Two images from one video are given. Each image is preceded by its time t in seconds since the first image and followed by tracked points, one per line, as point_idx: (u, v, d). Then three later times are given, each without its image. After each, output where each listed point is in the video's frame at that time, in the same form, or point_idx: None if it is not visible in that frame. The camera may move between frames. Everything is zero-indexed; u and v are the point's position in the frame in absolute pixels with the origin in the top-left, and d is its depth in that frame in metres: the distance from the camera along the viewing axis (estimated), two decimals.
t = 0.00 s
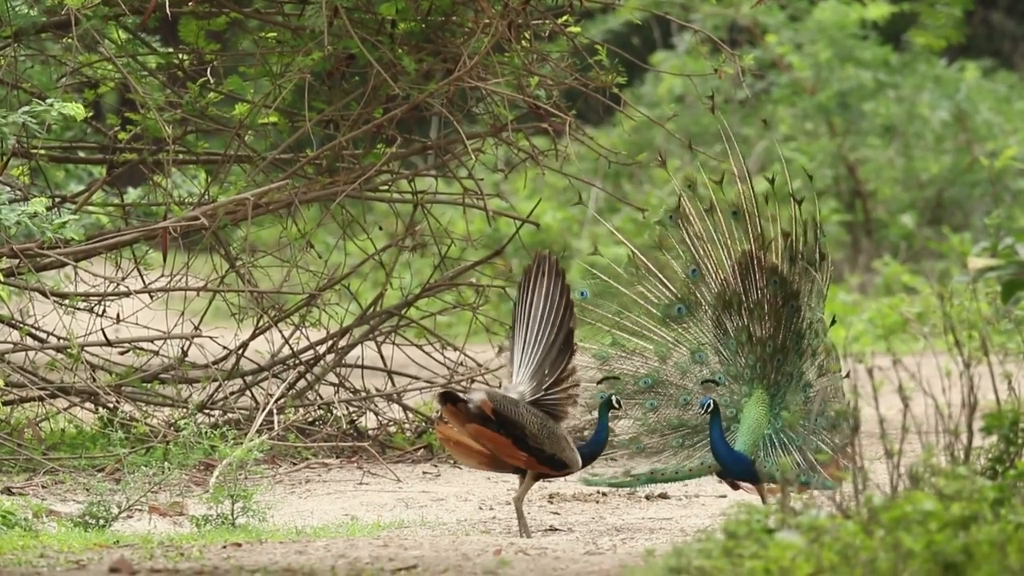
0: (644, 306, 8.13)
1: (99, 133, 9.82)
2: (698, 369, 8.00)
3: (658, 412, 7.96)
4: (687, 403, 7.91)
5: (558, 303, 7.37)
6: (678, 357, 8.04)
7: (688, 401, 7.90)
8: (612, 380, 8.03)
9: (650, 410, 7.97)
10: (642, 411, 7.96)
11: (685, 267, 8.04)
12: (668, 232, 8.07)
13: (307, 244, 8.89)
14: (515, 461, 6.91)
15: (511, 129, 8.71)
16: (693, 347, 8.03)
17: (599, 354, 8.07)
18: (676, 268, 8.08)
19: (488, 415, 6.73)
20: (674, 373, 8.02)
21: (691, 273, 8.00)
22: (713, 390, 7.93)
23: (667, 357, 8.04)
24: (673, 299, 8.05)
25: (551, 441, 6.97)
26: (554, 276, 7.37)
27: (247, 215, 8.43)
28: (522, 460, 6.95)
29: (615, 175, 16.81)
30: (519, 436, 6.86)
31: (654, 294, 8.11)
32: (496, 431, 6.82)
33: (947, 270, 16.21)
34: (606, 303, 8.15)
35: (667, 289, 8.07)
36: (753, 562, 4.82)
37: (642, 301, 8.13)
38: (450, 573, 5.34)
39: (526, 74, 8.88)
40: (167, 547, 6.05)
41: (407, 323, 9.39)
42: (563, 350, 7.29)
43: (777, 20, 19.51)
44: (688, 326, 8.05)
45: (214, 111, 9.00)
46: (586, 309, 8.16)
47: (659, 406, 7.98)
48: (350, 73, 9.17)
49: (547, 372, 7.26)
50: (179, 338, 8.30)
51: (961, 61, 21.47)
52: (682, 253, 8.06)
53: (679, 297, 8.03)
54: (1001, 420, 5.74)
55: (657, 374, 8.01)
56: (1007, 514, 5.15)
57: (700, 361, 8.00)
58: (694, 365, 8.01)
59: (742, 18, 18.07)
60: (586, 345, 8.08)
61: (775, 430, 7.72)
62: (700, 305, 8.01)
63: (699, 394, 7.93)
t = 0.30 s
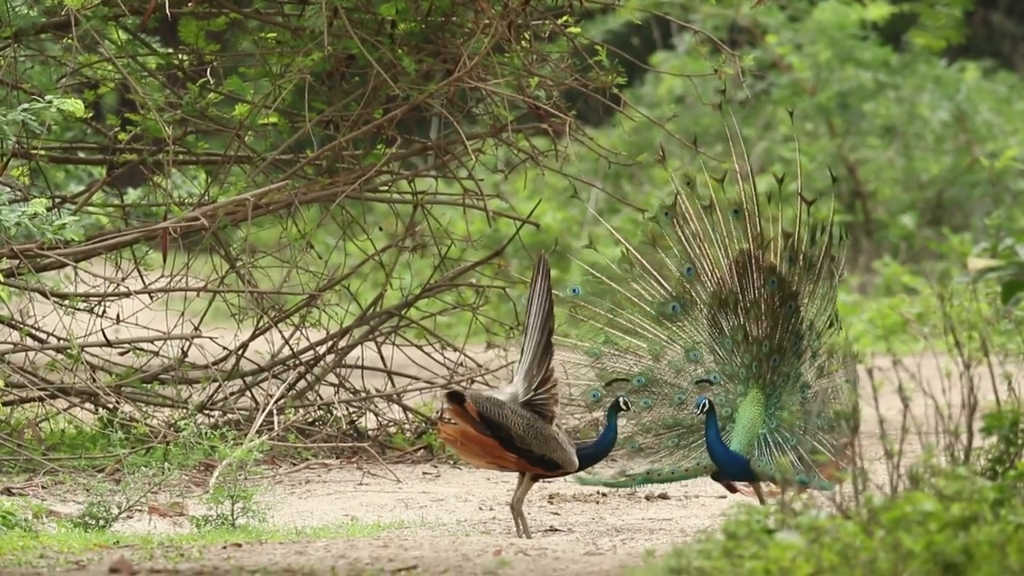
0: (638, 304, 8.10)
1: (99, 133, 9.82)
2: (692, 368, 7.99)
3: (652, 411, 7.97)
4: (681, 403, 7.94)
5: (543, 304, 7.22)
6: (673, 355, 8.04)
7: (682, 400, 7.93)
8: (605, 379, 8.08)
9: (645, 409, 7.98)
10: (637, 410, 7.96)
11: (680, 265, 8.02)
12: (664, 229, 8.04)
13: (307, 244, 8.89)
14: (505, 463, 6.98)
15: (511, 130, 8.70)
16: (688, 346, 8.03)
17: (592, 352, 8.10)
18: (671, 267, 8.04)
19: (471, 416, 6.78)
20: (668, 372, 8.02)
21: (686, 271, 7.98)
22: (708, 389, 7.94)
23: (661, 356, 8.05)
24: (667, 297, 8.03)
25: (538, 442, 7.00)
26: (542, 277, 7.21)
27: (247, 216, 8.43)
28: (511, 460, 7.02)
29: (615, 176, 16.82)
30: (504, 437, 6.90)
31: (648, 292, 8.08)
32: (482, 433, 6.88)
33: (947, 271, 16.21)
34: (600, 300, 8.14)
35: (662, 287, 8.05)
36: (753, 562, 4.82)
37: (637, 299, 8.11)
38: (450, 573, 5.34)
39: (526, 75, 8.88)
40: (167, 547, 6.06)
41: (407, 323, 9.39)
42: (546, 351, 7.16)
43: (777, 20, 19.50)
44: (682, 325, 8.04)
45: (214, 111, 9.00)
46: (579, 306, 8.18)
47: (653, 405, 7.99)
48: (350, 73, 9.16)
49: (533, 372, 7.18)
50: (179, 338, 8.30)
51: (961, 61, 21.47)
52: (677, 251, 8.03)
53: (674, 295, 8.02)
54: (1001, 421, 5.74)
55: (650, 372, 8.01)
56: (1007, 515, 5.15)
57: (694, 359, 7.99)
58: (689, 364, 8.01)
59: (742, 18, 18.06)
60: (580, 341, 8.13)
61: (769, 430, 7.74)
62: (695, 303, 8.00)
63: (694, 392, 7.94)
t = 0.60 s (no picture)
0: (643, 309, 8.09)
1: (102, 134, 9.83)
2: (698, 372, 7.99)
3: (658, 415, 7.96)
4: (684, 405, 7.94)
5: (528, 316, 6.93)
6: (678, 359, 8.04)
7: (686, 403, 7.92)
8: (611, 383, 8.02)
9: (651, 412, 7.97)
10: (643, 413, 7.96)
11: (685, 269, 8.00)
12: (669, 233, 8.05)
13: (310, 245, 8.89)
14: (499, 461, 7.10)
15: (514, 131, 8.71)
16: (693, 349, 8.03)
17: (600, 358, 8.07)
18: (676, 271, 8.03)
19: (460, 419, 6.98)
20: (674, 376, 8.03)
21: (691, 274, 7.97)
22: (709, 392, 7.96)
23: (667, 360, 8.04)
24: (673, 301, 8.03)
25: (527, 442, 7.03)
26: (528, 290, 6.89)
27: (250, 217, 8.44)
28: (509, 459, 7.11)
29: (618, 177, 16.82)
30: (495, 439, 7.02)
31: (654, 297, 8.08)
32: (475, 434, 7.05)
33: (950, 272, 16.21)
34: (606, 306, 8.13)
35: (667, 291, 8.04)
36: (756, 563, 4.83)
37: (643, 304, 8.10)
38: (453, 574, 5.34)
39: (529, 76, 8.88)
40: (170, 548, 6.06)
41: (410, 324, 9.38)
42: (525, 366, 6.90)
43: (779, 21, 19.50)
44: (687, 329, 8.03)
45: (217, 113, 9.00)
46: (588, 312, 8.13)
47: (659, 409, 7.98)
48: (353, 74, 9.16)
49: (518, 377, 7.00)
50: (182, 339, 8.29)
51: (964, 62, 21.45)
52: (683, 255, 8.03)
53: (680, 300, 8.01)
54: (1004, 422, 5.75)
55: (656, 377, 8.02)
56: (1010, 515, 5.14)
57: (699, 363, 7.99)
58: (694, 368, 8.00)
59: (744, 20, 18.06)
60: (586, 346, 8.09)
61: (770, 431, 7.74)
62: (700, 307, 7.99)
63: (699, 395, 7.92)
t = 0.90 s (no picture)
0: (640, 307, 8.11)
1: (101, 136, 9.83)
2: (694, 372, 8.00)
3: (652, 415, 7.89)
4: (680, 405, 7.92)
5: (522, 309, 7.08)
6: (674, 359, 8.05)
7: (682, 403, 7.91)
8: (608, 384, 7.92)
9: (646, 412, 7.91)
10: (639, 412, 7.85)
11: (684, 268, 8.03)
12: (668, 231, 8.05)
13: (309, 247, 8.90)
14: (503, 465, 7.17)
15: (512, 132, 8.71)
16: (689, 349, 8.04)
17: (597, 357, 7.96)
18: (674, 270, 8.06)
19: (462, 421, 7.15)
20: (669, 376, 8.03)
21: (689, 274, 8.00)
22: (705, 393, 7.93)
23: (663, 359, 8.04)
24: (670, 301, 8.05)
25: (525, 443, 7.08)
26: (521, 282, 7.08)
27: (249, 219, 8.44)
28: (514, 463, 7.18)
29: (617, 178, 16.83)
30: (497, 442, 7.11)
31: (652, 296, 8.09)
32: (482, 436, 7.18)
33: (949, 273, 16.20)
34: (605, 304, 8.09)
35: (664, 290, 8.07)
36: (754, 565, 4.83)
37: (640, 303, 8.11)
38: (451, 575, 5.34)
39: (528, 77, 8.88)
40: (169, 550, 6.06)
41: (409, 326, 9.38)
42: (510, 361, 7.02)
43: (778, 23, 19.51)
44: (685, 328, 8.05)
45: (216, 114, 9.00)
46: (585, 311, 8.02)
47: (655, 408, 7.94)
48: (352, 76, 9.17)
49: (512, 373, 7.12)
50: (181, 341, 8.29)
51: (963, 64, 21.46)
52: (681, 255, 8.04)
53: (677, 299, 8.04)
54: (1002, 423, 5.75)
55: (652, 375, 8.01)
56: (1009, 517, 5.14)
57: (696, 363, 8.00)
58: (690, 368, 8.01)
59: (743, 21, 18.07)
60: (583, 345, 7.94)
61: (766, 433, 7.73)
62: (697, 307, 8.02)
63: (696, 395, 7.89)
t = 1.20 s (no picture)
0: (629, 310, 8.18)
1: (98, 138, 9.83)
2: (684, 375, 8.03)
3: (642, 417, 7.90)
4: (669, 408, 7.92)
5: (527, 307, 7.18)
6: (663, 362, 8.09)
7: (671, 406, 7.91)
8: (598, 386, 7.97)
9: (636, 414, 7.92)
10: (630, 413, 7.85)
11: (674, 270, 8.04)
12: (658, 233, 8.06)
13: (307, 250, 8.89)
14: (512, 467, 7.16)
15: (509, 134, 8.71)
16: (678, 352, 8.07)
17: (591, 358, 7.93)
18: (664, 272, 8.07)
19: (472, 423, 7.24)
20: (658, 379, 8.05)
21: (680, 276, 8.01)
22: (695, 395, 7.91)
23: (651, 363, 8.08)
24: (659, 304, 8.09)
25: (528, 444, 7.11)
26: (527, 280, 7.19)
27: (246, 221, 8.44)
28: (521, 466, 7.20)
29: (615, 180, 16.83)
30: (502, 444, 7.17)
31: (640, 300, 8.16)
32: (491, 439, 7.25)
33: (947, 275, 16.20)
34: (594, 308, 8.17)
35: (654, 294, 8.12)
36: (751, 567, 4.83)
37: (631, 307, 8.19)
38: None
39: (525, 80, 8.88)
40: (166, 553, 6.06)
41: (406, 328, 9.38)
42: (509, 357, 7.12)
43: (775, 25, 19.52)
44: (674, 331, 8.08)
45: (213, 117, 9.00)
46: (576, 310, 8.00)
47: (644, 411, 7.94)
48: (349, 78, 9.18)
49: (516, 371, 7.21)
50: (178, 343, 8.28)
51: (960, 66, 21.47)
52: (671, 257, 8.05)
53: (666, 302, 8.08)
54: (999, 426, 5.75)
55: (640, 377, 8.04)
56: (1006, 519, 5.13)
57: (684, 366, 8.03)
58: (679, 371, 8.04)
59: (740, 24, 18.09)
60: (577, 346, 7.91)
61: (758, 436, 7.77)
62: (687, 310, 8.03)
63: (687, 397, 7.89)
